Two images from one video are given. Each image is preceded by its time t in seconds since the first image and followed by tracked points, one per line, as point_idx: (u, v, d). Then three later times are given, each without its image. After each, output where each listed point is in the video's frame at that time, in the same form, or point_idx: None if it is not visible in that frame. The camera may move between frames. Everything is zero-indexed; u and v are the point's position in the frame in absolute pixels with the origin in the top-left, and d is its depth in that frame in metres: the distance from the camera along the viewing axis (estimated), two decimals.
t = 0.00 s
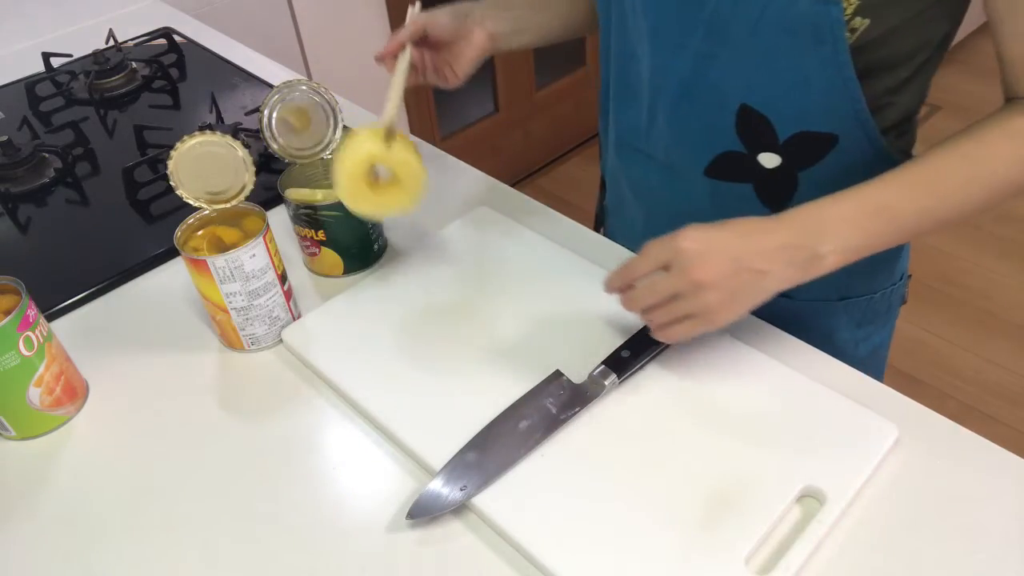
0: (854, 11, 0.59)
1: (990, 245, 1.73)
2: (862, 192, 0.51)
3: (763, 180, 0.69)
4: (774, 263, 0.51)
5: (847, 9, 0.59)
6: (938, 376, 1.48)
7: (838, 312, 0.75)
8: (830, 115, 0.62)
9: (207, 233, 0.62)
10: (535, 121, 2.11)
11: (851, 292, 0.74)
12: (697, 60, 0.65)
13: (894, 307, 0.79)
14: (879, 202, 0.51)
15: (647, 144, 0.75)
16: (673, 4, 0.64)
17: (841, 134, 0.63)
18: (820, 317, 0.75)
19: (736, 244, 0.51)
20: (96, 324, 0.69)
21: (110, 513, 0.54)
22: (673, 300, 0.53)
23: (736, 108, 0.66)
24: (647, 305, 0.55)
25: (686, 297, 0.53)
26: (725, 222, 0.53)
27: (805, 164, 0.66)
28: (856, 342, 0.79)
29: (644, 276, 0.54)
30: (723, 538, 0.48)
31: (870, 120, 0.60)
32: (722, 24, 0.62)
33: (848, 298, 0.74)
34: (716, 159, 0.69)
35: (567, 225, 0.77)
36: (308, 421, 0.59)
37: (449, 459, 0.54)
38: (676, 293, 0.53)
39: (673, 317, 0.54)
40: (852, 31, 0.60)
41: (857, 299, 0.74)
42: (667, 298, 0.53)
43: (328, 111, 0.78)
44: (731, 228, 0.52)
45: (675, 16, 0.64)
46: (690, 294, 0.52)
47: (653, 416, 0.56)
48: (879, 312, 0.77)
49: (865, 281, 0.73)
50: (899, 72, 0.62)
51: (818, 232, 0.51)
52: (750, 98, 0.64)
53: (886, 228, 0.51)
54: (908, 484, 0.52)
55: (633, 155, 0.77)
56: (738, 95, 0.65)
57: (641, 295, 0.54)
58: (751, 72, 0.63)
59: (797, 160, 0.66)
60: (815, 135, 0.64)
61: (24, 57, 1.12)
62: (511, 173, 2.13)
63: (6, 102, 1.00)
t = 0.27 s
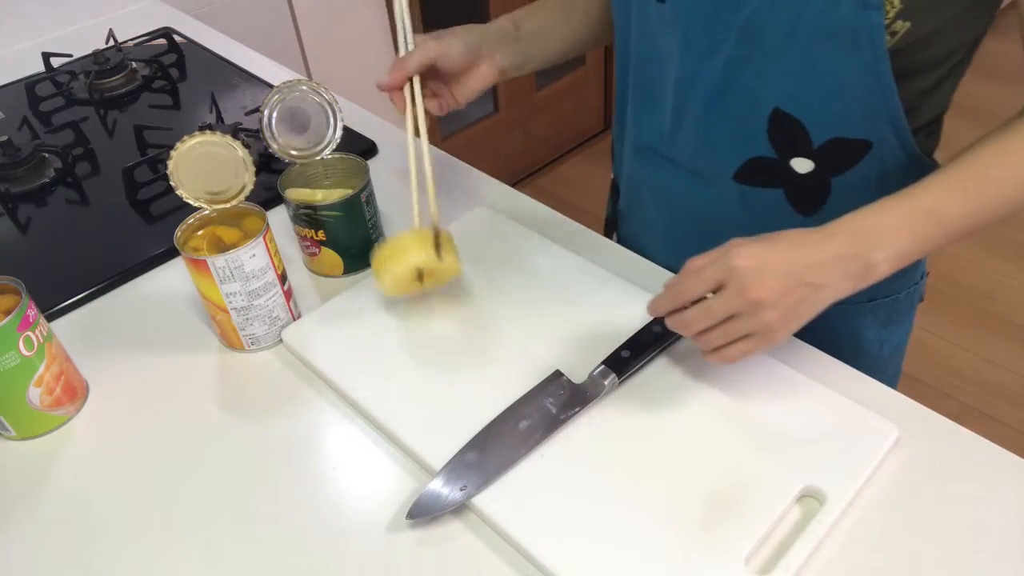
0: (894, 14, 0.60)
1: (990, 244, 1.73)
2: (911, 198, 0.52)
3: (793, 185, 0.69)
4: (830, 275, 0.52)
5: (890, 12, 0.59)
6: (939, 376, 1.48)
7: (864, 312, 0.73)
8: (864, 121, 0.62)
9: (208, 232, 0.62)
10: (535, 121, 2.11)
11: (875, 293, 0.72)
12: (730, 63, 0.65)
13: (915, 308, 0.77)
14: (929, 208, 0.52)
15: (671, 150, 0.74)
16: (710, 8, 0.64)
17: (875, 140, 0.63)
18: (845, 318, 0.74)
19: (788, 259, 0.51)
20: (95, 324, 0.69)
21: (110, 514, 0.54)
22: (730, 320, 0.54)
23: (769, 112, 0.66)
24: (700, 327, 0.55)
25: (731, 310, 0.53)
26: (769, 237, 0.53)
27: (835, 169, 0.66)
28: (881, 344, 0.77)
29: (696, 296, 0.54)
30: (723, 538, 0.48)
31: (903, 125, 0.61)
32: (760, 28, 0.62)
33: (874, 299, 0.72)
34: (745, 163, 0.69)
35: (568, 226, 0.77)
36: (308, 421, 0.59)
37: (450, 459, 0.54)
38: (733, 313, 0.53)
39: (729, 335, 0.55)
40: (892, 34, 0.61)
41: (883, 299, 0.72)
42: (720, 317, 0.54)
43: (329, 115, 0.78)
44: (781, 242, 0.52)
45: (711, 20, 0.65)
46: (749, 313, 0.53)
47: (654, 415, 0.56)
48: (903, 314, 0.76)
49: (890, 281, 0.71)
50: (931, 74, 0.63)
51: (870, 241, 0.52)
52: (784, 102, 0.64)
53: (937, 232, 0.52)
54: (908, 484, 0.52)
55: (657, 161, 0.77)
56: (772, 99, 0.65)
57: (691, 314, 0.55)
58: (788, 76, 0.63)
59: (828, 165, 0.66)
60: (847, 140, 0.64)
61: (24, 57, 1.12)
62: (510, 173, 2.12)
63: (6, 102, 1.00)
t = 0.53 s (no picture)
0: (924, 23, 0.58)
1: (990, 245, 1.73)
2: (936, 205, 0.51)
3: (811, 194, 0.67)
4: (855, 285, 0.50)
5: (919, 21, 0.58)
6: (939, 377, 1.48)
7: (878, 317, 0.72)
8: (889, 132, 0.61)
9: (208, 232, 0.62)
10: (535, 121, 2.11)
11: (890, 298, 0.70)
12: (753, 69, 0.64)
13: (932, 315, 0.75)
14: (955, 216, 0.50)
15: (687, 156, 0.73)
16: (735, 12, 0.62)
17: (897, 151, 0.62)
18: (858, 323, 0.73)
19: (812, 269, 0.50)
20: (95, 324, 0.69)
21: (110, 514, 0.54)
22: (749, 330, 0.53)
23: (790, 120, 0.64)
24: (717, 334, 0.54)
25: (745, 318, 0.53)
26: (788, 245, 0.52)
27: (855, 180, 0.65)
28: (895, 348, 0.75)
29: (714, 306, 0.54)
30: (723, 538, 0.48)
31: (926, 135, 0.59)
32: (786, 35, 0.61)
33: (888, 304, 0.70)
34: (764, 171, 0.68)
35: (569, 226, 0.77)
36: (308, 422, 0.59)
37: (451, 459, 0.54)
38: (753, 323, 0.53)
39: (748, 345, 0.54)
40: (920, 43, 0.59)
41: (897, 305, 0.70)
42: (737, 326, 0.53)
43: (329, 115, 0.78)
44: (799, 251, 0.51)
45: (736, 25, 0.63)
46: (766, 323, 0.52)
47: (655, 415, 0.56)
48: (919, 319, 0.73)
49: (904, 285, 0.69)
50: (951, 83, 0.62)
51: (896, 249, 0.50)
52: (807, 111, 0.63)
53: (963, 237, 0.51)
54: (908, 484, 0.52)
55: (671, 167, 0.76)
56: (795, 107, 0.63)
57: (711, 323, 0.54)
58: (812, 84, 0.62)
59: (848, 176, 0.65)
60: (868, 151, 0.63)
61: (24, 57, 1.12)
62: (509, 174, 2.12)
63: (6, 102, 1.00)
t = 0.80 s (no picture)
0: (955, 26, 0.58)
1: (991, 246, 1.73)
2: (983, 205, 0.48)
3: (831, 201, 0.67)
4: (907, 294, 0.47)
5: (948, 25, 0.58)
6: (939, 377, 1.48)
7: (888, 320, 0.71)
8: (914, 140, 0.60)
9: (207, 232, 0.62)
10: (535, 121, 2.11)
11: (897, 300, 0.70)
12: (779, 73, 0.64)
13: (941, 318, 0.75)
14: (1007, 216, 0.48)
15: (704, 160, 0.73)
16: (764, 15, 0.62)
17: (919, 160, 0.61)
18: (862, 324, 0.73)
19: (865, 285, 0.47)
20: (95, 324, 0.69)
21: (110, 514, 0.54)
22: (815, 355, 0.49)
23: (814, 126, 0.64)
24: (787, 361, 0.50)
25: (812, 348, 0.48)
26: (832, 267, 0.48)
27: (876, 188, 0.64)
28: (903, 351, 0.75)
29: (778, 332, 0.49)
30: (722, 540, 0.48)
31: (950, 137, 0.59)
32: (814, 38, 0.61)
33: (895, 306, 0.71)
34: (784, 176, 0.68)
35: (569, 226, 0.77)
36: (309, 422, 0.59)
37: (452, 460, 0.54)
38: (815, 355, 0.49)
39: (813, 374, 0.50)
40: (948, 48, 0.59)
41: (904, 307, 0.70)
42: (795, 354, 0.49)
43: (329, 115, 0.78)
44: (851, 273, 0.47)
45: (764, 28, 0.63)
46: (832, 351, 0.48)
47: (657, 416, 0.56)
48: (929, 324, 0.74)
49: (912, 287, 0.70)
50: (972, 88, 0.62)
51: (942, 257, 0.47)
52: (831, 116, 0.63)
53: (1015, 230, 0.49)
54: (908, 483, 0.52)
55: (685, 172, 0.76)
56: (819, 112, 0.63)
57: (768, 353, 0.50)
58: (837, 89, 0.61)
59: (868, 183, 0.65)
60: (891, 159, 0.62)
61: (24, 57, 1.12)
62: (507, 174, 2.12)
63: (6, 102, 1.00)
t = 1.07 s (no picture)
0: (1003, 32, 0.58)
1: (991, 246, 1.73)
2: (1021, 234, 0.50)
3: (860, 203, 0.67)
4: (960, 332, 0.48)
5: (996, 28, 0.58)
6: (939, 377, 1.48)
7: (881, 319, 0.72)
8: (951, 148, 0.60)
9: (207, 232, 0.62)
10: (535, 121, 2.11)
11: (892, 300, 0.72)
12: (817, 76, 0.63)
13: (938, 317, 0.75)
14: None
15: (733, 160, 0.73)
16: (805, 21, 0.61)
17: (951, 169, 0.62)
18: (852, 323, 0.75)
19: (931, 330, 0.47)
20: (95, 324, 0.69)
21: (110, 514, 0.54)
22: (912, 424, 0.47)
23: (848, 129, 0.64)
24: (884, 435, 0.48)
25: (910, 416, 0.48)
26: (893, 315, 0.49)
27: (906, 195, 0.65)
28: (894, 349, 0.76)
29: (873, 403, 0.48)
30: (722, 540, 0.48)
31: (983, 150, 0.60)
32: (856, 42, 0.60)
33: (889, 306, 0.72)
34: (814, 177, 0.68)
35: (569, 226, 0.77)
36: (309, 422, 0.59)
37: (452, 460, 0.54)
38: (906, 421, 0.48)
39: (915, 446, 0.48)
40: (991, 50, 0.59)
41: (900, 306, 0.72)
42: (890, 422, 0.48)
43: (330, 114, 0.79)
44: (916, 324, 0.47)
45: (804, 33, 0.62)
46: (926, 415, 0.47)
47: (657, 416, 0.56)
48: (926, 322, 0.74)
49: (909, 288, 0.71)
50: (1005, 88, 0.62)
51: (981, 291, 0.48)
52: (868, 120, 0.62)
53: None
54: (907, 483, 0.52)
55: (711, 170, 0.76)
56: (855, 116, 0.63)
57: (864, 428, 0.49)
58: (875, 94, 0.61)
59: (899, 190, 0.65)
60: (925, 167, 0.62)
61: (24, 57, 1.12)
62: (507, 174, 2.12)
63: (6, 102, 1.00)
